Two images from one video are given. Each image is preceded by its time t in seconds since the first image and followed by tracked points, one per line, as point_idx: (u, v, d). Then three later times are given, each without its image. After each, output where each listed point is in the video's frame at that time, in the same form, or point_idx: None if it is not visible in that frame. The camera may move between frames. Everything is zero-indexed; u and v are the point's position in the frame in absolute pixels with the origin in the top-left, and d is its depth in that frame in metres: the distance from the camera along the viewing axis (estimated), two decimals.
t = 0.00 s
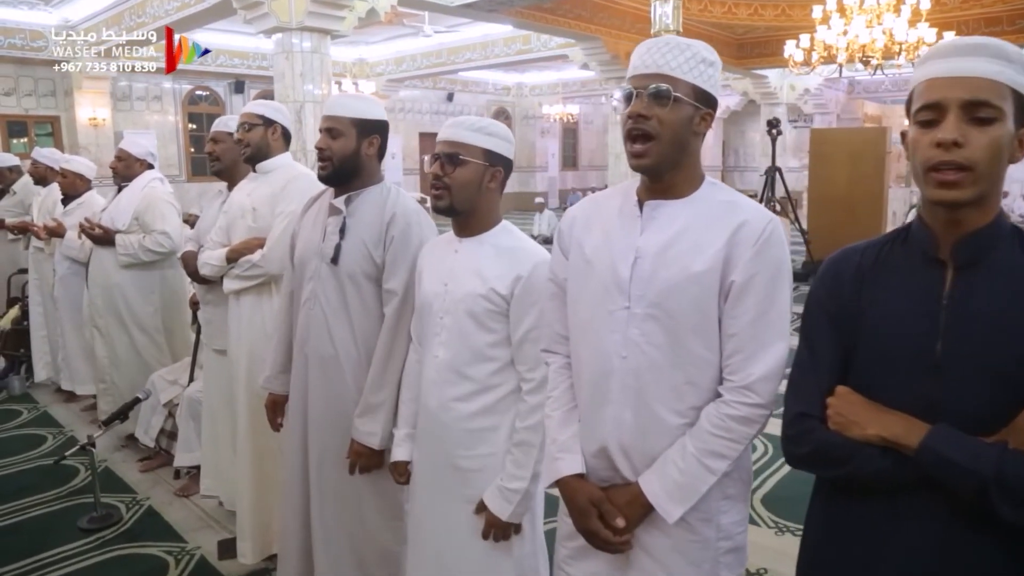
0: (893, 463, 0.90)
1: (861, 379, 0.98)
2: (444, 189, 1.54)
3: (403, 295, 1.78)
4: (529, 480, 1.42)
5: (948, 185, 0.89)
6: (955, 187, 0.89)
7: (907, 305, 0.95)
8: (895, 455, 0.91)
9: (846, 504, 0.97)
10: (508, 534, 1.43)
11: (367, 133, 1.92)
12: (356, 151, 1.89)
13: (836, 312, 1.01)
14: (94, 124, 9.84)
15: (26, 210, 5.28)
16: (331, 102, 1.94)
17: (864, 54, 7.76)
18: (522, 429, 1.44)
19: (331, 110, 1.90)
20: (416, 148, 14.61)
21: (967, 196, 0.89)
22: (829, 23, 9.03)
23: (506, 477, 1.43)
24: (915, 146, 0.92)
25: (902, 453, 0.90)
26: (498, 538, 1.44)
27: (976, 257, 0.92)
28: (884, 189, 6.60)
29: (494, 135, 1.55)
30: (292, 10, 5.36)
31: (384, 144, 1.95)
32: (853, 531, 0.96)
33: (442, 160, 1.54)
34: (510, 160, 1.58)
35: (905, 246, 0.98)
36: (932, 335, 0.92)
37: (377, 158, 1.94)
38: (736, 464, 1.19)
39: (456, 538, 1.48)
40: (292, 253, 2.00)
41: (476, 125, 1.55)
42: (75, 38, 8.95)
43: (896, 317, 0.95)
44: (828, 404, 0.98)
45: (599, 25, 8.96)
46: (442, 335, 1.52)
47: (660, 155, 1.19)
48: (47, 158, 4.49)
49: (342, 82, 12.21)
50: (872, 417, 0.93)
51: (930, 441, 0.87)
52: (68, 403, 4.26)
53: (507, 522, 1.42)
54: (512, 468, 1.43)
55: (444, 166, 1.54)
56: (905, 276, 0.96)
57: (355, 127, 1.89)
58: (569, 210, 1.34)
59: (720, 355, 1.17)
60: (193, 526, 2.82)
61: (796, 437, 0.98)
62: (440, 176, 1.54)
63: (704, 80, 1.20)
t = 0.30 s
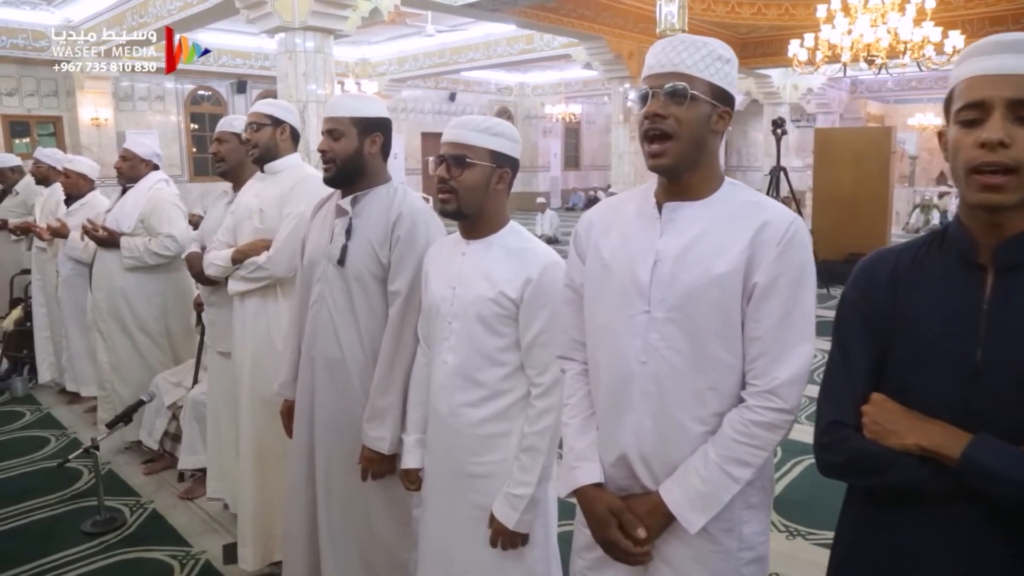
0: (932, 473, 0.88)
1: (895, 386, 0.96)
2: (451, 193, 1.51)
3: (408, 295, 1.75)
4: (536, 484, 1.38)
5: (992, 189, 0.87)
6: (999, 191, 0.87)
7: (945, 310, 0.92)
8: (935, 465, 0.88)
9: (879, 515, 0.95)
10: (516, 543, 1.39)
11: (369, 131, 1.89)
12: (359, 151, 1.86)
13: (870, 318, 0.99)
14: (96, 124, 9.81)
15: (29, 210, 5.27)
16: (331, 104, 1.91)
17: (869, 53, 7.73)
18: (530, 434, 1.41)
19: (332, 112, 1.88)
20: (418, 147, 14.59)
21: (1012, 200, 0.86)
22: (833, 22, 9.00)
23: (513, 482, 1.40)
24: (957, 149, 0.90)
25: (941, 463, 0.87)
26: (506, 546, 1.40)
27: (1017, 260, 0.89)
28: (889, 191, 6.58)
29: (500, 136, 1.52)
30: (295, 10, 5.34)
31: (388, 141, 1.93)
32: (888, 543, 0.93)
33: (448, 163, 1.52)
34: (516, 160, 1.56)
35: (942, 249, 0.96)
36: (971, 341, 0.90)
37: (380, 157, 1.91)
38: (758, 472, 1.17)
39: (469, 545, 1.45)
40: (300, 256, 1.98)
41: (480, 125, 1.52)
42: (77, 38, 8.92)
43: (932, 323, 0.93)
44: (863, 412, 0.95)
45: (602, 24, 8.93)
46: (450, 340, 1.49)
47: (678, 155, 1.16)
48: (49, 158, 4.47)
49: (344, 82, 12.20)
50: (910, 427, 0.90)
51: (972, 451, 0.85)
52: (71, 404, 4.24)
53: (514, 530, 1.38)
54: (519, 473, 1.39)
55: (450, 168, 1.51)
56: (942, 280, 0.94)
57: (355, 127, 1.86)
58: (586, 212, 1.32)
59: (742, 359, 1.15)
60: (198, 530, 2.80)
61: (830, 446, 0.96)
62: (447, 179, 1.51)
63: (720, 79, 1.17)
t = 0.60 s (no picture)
0: (981, 489, 0.85)
1: (938, 396, 0.93)
2: (470, 195, 1.48)
3: (421, 298, 1.71)
4: (552, 495, 1.35)
5: None
6: None
7: (991, 317, 0.90)
8: (984, 480, 0.85)
9: (921, 529, 0.92)
10: (533, 554, 1.36)
11: (376, 131, 1.85)
12: (366, 153, 1.82)
13: (911, 326, 0.96)
14: (99, 123, 9.79)
15: (33, 210, 5.25)
16: (334, 105, 1.86)
17: (874, 53, 7.67)
18: (546, 444, 1.38)
19: (334, 114, 1.84)
20: (421, 147, 14.56)
21: None
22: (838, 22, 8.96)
23: (529, 492, 1.36)
24: (1011, 152, 0.86)
25: (991, 478, 0.85)
26: (522, 557, 1.36)
27: None
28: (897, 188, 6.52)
29: (522, 136, 1.48)
30: (299, 9, 5.33)
31: (394, 142, 1.89)
32: (932, 559, 0.91)
33: (468, 163, 1.48)
34: (539, 161, 1.52)
35: (986, 253, 0.93)
36: (1019, 350, 0.87)
37: (389, 157, 1.87)
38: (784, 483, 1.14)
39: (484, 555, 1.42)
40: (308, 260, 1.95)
41: (504, 125, 1.48)
42: (80, 38, 8.88)
43: (978, 331, 0.90)
44: (906, 424, 0.93)
45: (606, 23, 8.89)
46: (467, 345, 1.45)
47: (704, 158, 1.14)
48: (53, 159, 4.50)
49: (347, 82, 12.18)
50: (957, 441, 0.88)
51: None
52: (74, 406, 4.22)
53: (529, 542, 1.35)
54: (535, 484, 1.36)
55: (470, 169, 1.48)
56: (987, 286, 0.91)
57: (361, 128, 1.82)
58: (608, 216, 1.30)
59: (769, 366, 1.12)
60: (203, 534, 2.77)
61: (871, 459, 0.93)
62: (466, 180, 1.48)
63: (749, 79, 1.16)
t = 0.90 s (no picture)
0: None
1: (992, 407, 0.93)
2: (497, 197, 1.44)
3: (440, 301, 1.68)
4: (578, 509, 1.32)
5: None
6: None
7: None
8: None
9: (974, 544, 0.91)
10: (558, 569, 1.33)
11: (385, 130, 1.81)
12: (377, 153, 1.78)
13: (962, 334, 0.95)
14: (102, 123, 9.77)
15: (36, 211, 5.21)
16: (342, 105, 1.82)
17: (881, 53, 7.60)
18: (572, 455, 1.35)
19: (342, 115, 1.79)
20: (424, 147, 14.51)
21: None
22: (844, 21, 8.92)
23: (554, 505, 1.34)
24: None
25: None
26: (546, 572, 1.33)
27: None
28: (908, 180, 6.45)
29: (552, 137, 1.45)
30: (304, 8, 5.30)
31: (404, 141, 1.85)
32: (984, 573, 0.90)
33: (495, 164, 1.44)
34: (567, 163, 1.48)
35: None
36: None
37: (399, 157, 1.83)
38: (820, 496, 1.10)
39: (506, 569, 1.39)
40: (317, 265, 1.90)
41: (534, 125, 1.44)
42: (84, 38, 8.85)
43: None
44: (960, 437, 0.92)
45: (611, 23, 8.86)
46: (491, 351, 1.43)
47: (737, 160, 1.12)
48: (57, 159, 4.47)
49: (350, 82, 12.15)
50: (1016, 456, 0.87)
51: None
52: (78, 408, 4.18)
53: (554, 557, 1.31)
54: (561, 497, 1.33)
55: (497, 169, 1.44)
56: None
57: (371, 128, 1.78)
58: (635, 221, 1.27)
59: (805, 376, 1.08)
60: (210, 540, 2.73)
61: (923, 474, 0.93)
62: (493, 181, 1.44)
63: (783, 78, 1.14)
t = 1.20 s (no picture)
0: None
1: None
2: (521, 195, 1.41)
3: (463, 301, 1.66)
4: (607, 518, 1.28)
5: None
6: None
7: None
8: None
9: None
10: None
11: (392, 127, 1.77)
12: (386, 151, 1.74)
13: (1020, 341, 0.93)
14: (107, 123, 9.73)
15: (41, 211, 5.17)
16: (345, 103, 1.78)
17: (889, 52, 7.53)
18: (600, 462, 1.32)
19: (346, 113, 1.75)
20: (428, 147, 14.47)
21: None
22: (851, 21, 8.87)
23: (581, 513, 1.31)
24: None
25: None
26: None
27: None
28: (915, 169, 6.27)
29: (579, 133, 1.42)
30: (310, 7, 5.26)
31: (412, 137, 1.81)
32: None
33: (520, 161, 1.41)
34: (594, 161, 1.45)
35: None
36: None
37: (407, 154, 1.79)
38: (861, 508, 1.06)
39: None
40: (326, 267, 1.86)
41: (559, 121, 1.42)
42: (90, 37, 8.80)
43: None
44: None
45: (617, 22, 8.81)
46: (518, 356, 1.41)
47: (776, 159, 1.09)
48: (62, 158, 4.44)
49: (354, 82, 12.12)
50: None
51: None
52: (84, 410, 4.14)
53: (582, 566, 1.28)
54: (588, 505, 1.30)
55: (522, 166, 1.40)
56: None
57: (378, 125, 1.74)
58: (663, 222, 1.23)
59: (846, 385, 1.04)
60: (218, 545, 2.69)
61: (982, 488, 0.92)
62: (518, 178, 1.40)
63: (823, 76, 1.11)
